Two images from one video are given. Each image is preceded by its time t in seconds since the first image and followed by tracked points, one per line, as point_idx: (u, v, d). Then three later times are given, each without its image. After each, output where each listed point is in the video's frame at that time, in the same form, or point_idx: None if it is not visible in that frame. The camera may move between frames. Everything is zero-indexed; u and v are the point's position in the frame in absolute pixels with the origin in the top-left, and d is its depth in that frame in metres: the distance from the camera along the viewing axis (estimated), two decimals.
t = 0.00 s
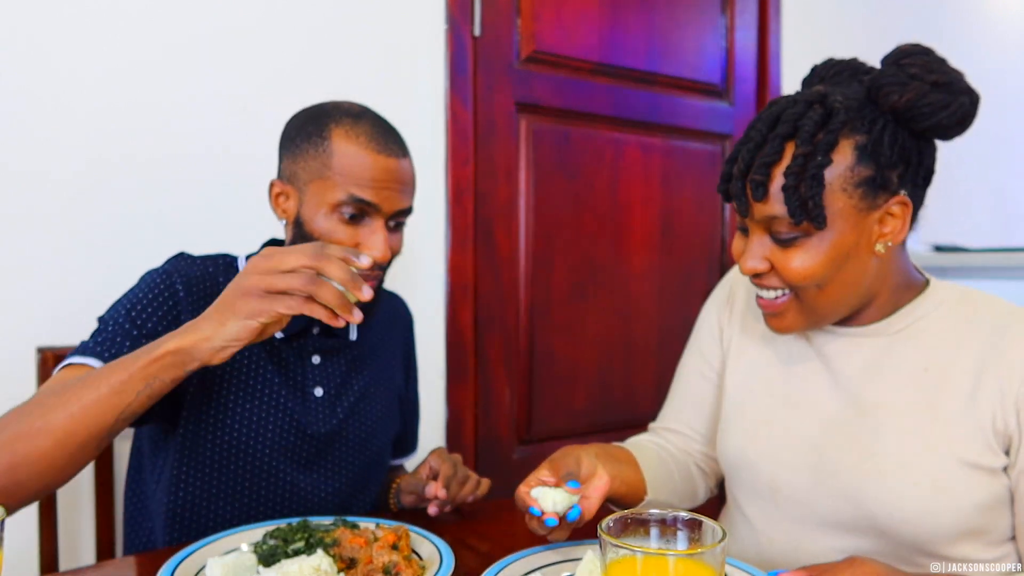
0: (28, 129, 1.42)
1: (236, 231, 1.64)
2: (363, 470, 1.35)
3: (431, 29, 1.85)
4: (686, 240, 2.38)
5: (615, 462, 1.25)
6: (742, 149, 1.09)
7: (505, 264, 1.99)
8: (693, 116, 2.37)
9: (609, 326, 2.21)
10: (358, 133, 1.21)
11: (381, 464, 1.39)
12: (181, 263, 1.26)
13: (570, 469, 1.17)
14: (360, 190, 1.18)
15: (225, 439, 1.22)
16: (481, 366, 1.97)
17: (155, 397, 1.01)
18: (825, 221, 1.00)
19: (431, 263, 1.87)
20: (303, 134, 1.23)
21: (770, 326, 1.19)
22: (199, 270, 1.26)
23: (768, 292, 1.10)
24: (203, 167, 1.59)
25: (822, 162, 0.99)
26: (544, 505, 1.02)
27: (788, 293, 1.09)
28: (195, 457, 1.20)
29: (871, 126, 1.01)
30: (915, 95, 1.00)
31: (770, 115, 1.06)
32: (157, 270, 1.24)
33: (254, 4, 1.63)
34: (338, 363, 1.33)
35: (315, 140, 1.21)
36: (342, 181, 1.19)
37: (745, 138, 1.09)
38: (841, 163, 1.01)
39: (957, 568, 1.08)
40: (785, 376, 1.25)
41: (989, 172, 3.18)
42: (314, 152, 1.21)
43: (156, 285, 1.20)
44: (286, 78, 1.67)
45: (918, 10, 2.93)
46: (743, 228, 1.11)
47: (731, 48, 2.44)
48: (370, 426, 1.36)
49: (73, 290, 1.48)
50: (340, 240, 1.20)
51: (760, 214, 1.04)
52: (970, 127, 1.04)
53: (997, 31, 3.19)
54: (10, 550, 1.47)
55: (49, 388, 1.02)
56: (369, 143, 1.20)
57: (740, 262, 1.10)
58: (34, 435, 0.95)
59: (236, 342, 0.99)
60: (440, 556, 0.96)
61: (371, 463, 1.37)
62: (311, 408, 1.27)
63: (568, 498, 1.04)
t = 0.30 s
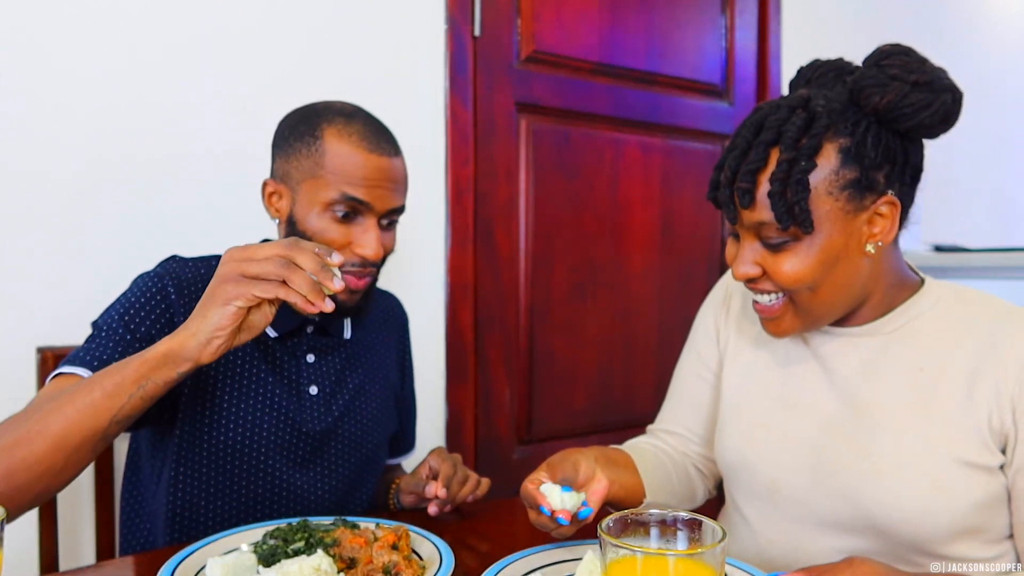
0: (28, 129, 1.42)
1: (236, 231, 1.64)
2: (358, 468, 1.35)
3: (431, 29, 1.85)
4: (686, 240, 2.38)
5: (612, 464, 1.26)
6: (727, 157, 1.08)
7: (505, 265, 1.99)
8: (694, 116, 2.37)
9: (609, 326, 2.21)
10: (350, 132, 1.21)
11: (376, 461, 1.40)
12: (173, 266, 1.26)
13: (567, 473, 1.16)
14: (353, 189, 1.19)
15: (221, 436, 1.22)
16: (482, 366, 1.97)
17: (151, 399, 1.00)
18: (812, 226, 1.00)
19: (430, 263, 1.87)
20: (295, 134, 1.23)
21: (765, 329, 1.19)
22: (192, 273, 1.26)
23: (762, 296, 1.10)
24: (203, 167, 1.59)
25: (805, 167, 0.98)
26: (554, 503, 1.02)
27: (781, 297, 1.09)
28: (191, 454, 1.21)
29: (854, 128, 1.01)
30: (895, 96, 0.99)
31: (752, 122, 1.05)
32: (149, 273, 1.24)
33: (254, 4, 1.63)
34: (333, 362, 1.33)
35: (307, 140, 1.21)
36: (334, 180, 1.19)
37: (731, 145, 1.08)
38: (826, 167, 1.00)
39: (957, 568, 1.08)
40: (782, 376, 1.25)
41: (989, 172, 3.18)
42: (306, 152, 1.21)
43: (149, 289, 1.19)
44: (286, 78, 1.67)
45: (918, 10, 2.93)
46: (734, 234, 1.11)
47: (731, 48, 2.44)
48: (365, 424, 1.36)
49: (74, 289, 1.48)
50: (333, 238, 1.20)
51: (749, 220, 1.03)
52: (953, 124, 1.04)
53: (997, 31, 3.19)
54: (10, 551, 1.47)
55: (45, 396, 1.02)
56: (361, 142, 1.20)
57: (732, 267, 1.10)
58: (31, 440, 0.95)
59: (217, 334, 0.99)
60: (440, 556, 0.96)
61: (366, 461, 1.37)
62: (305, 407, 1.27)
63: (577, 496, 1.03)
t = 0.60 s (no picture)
0: (28, 129, 1.42)
1: (236, 231, 1.64)
2: (356, 467, 1.35)
3: (431, 29, 1.85)
4: (686, 240, 2.38)
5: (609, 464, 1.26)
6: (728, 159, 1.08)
7: (505, 265, 1.99)
8: (694, 116, 2.37)
9: (609, 326, 2.22)
10: (344, 133, 1.21)
11: (375, 460, 1.39)
12: (169, 266, 1.26)
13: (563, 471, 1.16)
14: (347, 189, 1.19)
15: (218, 434, 1.22)
16: (482, 366, 1.97)
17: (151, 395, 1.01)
18: (815, 229, 1.00)
19: (430, 263, 1.87)
20: (290, 134, 1.23)
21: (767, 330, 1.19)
22: (188, 273, 1.26)
23: (764, 298, 1.10)
24: (203, 167, 1.59)
25: (809, 170, 0.98)
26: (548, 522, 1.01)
27: (783, 299, 1.09)
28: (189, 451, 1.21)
29: (857, 130, 1.01)
30: (898, 98, 0.99)
31: (754, 124, 1.05)
32: (145, 274, 1.24)
33: (254, 4, 1.63)
34: (330, 359, 1.33)
35: (302, 140, 1.21)
36: (329, 180, 1.19)
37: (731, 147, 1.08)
38: (829, 170, 1.00)
39: (957, 568, 1.08)
40: (782, 375, 1.25)
41: (989, 173, 3.19)
42: (301, 152, 1.21)
43: (146, 289, 1.20)
44: (285, 78, 1.67)
45: (918, 10, 2.93)
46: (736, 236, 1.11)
47: (731, 48, 2.44)
48: (363, 423, 1.36)
49: (74, 289, 1.48)
50: (328, 239, 1.20)
51: (752, 224, 1.03)
52: (955, 124, 1.03)
53: (997, 31, 3.19)
54: (10, 551, 1.47)
55: (42, 394, 1.02)
56: (355, 142, 1.20)
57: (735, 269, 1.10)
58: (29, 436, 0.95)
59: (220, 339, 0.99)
60: (440, 555, 0.96)
61: (365, 459, 1.37)
62: (303, 405, 1.27)
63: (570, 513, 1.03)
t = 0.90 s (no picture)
0: (28, 129, 1.42)
1: (236, 231, 1.64)
2: (355, 467, 1.35)
3: (431, 29, 1.85)
4: (685, 240, 2.38)
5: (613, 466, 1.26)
6: (721, 172, 1.07)
7: (506, 265, 1.99)
8: (694, 116, 2.37)
9: (609, 326, 2.22)
10: (340, 132, 1.21)
11: (374, 461, 1.39)
12: (168, 266, 1.26)
13: (559, 476, 1.17)
14: (341, 189, 1.19)
15: (217, 434, 1.22)
16: (481, 366, 1.97)
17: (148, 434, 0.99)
18: (813, 240, 1.00)
19: (430, 264, 1.87)
20: (288, 134, 1.23)
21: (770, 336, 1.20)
22: (186, 273, 1.25)
23: (766, 308, 1.10)
24: (203, 167, 1.59)
25: (802, 183, 0.98)
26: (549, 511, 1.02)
27: (784, 308, 1.09)
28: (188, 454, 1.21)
29: (848, 137, 1.00)
30: (887, 104, 0.98)
31: (744, 137, 1.04)
32: (144, 275, 1.24)
33: (255, 4, 1.63)
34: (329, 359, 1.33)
35: (298, 140, 1.21)
36: (323, 180, 1.19)
37: (722, 161, 1.07)
38: (823, 180, 0.99)
39: (957, 568, 1.08)
40: (782, 377, 1.25)
41: (989, 172, 3.19)
42: (297, 151, 1.21)
43: (146, 291, 1.20)
44: (286, 78, 1.67)
45: (918, 10, 2.93)
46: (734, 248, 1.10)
47: (731, 48, 2.44)
48: (361, 422, 1.36)
49: (73, 289, 1.48)
50: (322, 238, 1.21)
51: (750, 238, 1.03)
52: (945, 126, 1.03)
53: (997, 31, 3.19)
54: (10, 551, 1.47)
55: (38, 411, 0.99)
56: (350, 142, 1.20)
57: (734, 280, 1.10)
58: (28, 456, 0.94)
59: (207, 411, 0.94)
60: (440, 556, 0.96)
61: (363, 459, 1.37)
62: (302, 404, 1.27)
63: (571, 502, 1.03)
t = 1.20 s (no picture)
0: (28, 129, 1.42)
1: (237, 231, 1.65)
2: (353, 467, 1.35)
3: (431, 29, 1.85)
4: (686, 240, 2.38)
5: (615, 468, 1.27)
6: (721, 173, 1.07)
7: (506, 265, 1.99)
8: (694, 116, 2.37)
9: (609, 326, 2.22)
10: (326, 131, 1.20)
11: (373, 461, 1.39)
12: (164, 268, 1.24)
13: (560, 477, 1.17)
14: (322, 187, 1.19)
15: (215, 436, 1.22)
16: (481, 366, 1.97)
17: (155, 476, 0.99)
18: (812, 243, 1.00)
19: (430, 264, 1.87)
20: (279, 133, 1.24)
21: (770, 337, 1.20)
22: (184, 275, 1.25)
23: (766, 309, 1.10)
24: (203, 167, 1.59)
25: (802, 185, 0.97)
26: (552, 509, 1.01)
27: (785, 310, 1.09)
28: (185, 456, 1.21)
29: (848, 139, 1.00)
30: (889, 106, 0.98)
31: (745, 138, 1.04)
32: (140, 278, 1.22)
33: (255, 4, 1.63)
34: (327, 360, 1.33)
35: (286, 138, 1.22)
36: (306, 178, 1.19)
37: (722, 161, 1.07)
38: (823, 181, 0.99)
39: (957, 568, 1.08)
40: (782, 377, 1.25)
41: (989, 172, 3.19)
42: (284, 150, 1.22)
43: (143, 296, 1.19)
44: (286, 78, 1.67)
45: (918, 10, 2.93)
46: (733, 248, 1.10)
47: (731, 48, 2.44)
48: (360, 423, 1.36)
49: (73, 288, 1.48)
50: (304, 237, 1.22)
51: (748, 239, 1.03)
52: (947, 129, 1.03)
53: (997, 31, 3.19)
54: (10, 552, 1.47)
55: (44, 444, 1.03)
56: (335, 140, 1.19)
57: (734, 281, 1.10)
58: (36, 488, 0.96)
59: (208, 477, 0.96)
60: (440, 556, 0.96)
61: (361, 461, 1.37)
62: (299, 404, 1.27)
63: (575, 500, 1.02)
